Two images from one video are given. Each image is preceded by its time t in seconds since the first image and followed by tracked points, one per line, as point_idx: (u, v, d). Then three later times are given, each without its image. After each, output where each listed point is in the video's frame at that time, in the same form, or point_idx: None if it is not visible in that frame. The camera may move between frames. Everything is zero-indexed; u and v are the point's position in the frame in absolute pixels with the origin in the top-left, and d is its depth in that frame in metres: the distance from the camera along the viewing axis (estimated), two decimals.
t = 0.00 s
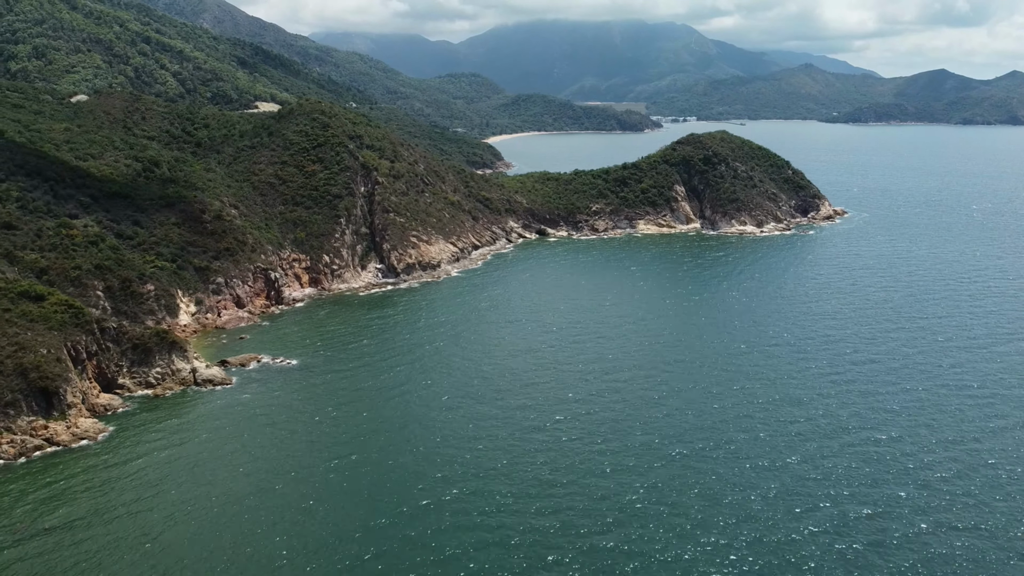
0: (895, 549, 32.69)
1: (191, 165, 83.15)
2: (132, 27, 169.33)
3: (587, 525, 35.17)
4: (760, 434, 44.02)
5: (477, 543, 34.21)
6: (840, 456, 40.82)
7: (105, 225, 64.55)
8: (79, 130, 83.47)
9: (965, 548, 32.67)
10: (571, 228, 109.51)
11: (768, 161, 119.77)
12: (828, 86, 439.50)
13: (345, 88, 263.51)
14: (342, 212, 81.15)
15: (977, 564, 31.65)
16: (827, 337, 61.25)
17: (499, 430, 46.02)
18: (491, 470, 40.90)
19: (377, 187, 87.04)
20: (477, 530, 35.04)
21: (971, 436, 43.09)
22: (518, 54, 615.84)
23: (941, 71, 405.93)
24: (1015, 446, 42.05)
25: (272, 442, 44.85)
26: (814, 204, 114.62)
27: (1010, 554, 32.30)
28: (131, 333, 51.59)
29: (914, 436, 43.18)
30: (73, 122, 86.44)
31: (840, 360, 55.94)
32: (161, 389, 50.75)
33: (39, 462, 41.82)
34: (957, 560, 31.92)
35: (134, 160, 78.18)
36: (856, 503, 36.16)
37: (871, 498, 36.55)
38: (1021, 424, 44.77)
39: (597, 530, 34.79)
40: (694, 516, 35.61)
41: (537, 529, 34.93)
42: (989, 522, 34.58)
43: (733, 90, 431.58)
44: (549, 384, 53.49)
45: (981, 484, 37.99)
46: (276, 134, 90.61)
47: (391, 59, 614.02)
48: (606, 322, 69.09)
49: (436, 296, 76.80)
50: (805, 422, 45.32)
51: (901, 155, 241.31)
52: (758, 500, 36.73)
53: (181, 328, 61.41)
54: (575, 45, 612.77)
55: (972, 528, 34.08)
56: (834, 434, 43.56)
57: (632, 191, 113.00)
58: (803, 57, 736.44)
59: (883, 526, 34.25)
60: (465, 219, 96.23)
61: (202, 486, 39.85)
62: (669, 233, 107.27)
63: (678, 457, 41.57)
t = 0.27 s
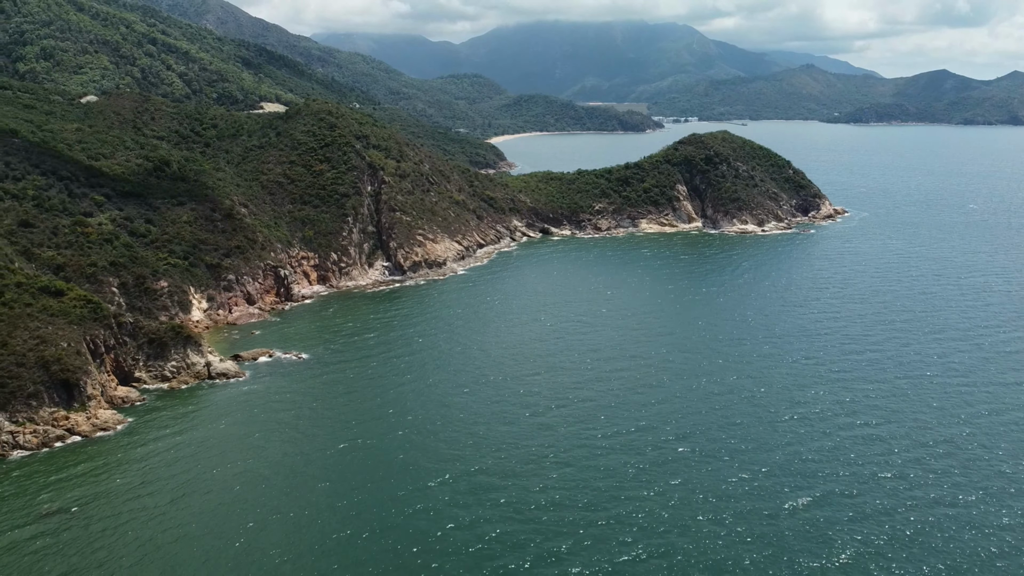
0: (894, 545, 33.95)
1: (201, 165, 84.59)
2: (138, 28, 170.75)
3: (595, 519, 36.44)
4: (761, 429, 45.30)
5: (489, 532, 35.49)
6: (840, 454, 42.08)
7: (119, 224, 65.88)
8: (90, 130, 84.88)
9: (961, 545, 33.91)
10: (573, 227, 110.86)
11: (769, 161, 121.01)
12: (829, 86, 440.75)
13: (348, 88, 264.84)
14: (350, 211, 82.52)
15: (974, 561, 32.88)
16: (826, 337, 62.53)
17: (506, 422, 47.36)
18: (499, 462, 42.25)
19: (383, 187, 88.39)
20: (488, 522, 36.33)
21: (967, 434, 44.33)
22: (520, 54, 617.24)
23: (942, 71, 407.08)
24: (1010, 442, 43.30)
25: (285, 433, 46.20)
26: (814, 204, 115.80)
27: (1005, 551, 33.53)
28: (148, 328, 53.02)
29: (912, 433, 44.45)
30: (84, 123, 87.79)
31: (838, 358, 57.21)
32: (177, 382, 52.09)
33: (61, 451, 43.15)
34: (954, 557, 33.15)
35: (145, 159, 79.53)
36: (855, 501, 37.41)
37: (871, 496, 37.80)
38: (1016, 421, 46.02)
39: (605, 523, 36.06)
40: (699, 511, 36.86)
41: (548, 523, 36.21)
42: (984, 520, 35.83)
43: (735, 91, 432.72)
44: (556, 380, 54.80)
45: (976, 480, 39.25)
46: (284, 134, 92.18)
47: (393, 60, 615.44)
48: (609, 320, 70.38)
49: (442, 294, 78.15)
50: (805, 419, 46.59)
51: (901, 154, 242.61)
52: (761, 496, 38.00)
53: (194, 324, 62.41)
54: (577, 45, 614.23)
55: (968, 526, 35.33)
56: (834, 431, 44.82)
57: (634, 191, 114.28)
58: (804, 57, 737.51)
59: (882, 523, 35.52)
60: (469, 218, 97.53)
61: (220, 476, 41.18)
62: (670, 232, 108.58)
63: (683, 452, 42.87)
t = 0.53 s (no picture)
0: (894, 524, 34.98)
1: (210, 164, 85.93)
2: (144, 29, 172.20)
3: (603, 502, 37.61)
4: (763, 420, 46.46)
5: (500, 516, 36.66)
6: (841, 442, 43.19)
7: (132, 222, 67.11)
8: (101, 130, 86.24)
9: (960, 524, 34.93)
10: (576, 226, 112.11)
11: (770, 161, 122.25)
12: (831, 87, 441.92)
13: (351, 88, 266.25)
14: (357, 210, 83.85)
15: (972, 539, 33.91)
16: (826, 333, 63.76)
17: (513, 414, 48.65)
18: (507, 451, 43.49)
19: (390, 186, 89.69)
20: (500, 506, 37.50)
21: (965, 423, 45.46)
22: (521, 55, 618.69)
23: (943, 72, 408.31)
24: (1006, 431, 44.42)
25: (298, 425, 47.42)
26: (815, 203, 116.98)
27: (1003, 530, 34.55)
28: (163, 323, 54.38)
29: (910, 423, 45.57)
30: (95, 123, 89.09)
31: (838, 354, 58.44)
32: (191, 375, 53.43)
33: (81, 441, 44.46)
34: (952, 534, 34.18)
35: (156, 158, 80.76)
36: (856, 485, 38.46)
37: (871, 480, 38.87)
38: (1012, 412, 47.15)
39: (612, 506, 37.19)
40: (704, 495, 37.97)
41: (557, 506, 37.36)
42: (981, 502, 36.88)
43: (736, 91, 433.92)
44: (561, 375, 56.09)
45: (973, 466, 40.34)
46: (292, 134, 93.57)
47: (395, 60, 617.03)
48: (612, 316, 71.62)
49: (447, 291, 79.41)
50: (806, 410, 47.76)
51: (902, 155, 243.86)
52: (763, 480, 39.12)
53: (206, 319, 63.77)
54: (578, 46, 615.72)
55: (967, 506, 36.35)
56: (834, 422, 45.99)
57: (637, 190, 115.54)
58: (806, 58, 738.65)
59: (882, 505, 36.56)
60: (474, 217, 98.81)
61: (237, 465, 42.40)
62: (672, 231, 109.87)
63: (687, 441, 44.02)
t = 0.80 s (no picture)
0: (893, 518, 36.23)
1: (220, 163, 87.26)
2: (150, 30, 173.55)
3: (610, 494, 38.95)
4: (763, 416, 47.85)
5: (510, 506, 38.02)
6: (840, 437, 44.52)
7: (145, 220, 68.39)
8: (111, 130, 87.59)
9: (956, 518, 36.22)
10: (579, 226, 113.52)
11: (771, 160, 123.52)
12: (832, 87, 443.15)
13: (354, 89, 267.71)
14: (363, 209, 85.23)
15: (968, 532, 35.18)
16: (825, 330, 65.05)
17: (519, 408, 49.97)
18: (515, 443, 44.79)
19: (395, 185, 91.02)
20: (509, 497, 38.87)
21: (960, 420, 46.77)
22: (523, 56, 620.18)
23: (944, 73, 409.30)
24: (1000, 428, 45.72)
25: (311, 417, 48.78)
26: (815, 203, 118.22)
27: (997, 522, 35.86)
28: (177, 318, 55.78)
29: (908, 419, 46.92)
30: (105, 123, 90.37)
31: (837, 351, 59.71)
32: (205, 369, 54.79)
33: (102, 432, 45.84)
34: (948, 526, 35.48)
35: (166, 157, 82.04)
36: (856, 480, 39.77)
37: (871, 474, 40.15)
38: (1006, 408, 48.45)
39: (620, 499, 38.53)
40: (708, 488, 39.34)
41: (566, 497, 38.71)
42: (976, 496, 38.18)
43: (737, 91, 435.16)
44: (565, 370, 57.39)
45: (968, 460, 41.66)
46: (299, 134, 94.94)
47: (397, 61, 618.65)
48: (615, 314, 72.91)
49: (453, 289, 80.75)
50: (806, 407, 49.13)
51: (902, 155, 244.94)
52: (765, 474, 40.44)
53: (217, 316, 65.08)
54: (580, 47, 616.93)
55: (961, 498, 37.59)
56: (833, 418, 47.31)
57: (639, 190, 116.83)
58: (807, 58, 739.81)
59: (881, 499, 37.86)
60: (478, 216, 100.15)
61: (252, 455, 43.75)
62: (674, 230, 111.20)
63: (691, 435, 45.37)
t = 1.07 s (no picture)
0: (889, 501, 37.38)
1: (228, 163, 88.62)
2: (156, 31, 175.11)
3: (615, 480, 40.19)
4: (764, 407, 49.13)
5: (519, 492, 39.27)
6: (839, 427, 45.72)
7: (157, 218, 69.68)
8: (122, 130, 88.96)
9: (951, 502, 37.35)
10: (582, 224, 114.80)
11: (772, 160, 124.77)
12: (833, 87, 444.36)
13: (357, 89, 269.11)
14: (370, 207, 86.58)
15: (962, 514, 36.32)
16: (824, 326, 66.32)
17: (525, 400, 51.27)
18: (522, 434, 46.08)
19: (401, 184, 92.36)
20: (517, 484, 40.12)
21: (956, 410, 47.97)
22: (525, 56, 621.63)
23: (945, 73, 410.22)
24: (995, 417, 46.90)
25: (322, 408, 50.09)
26: (816, 201, 119.45)
27: (991, 505, 36.97)
28: (191, 313, 57.19)
29: (905, 410, 48.13)
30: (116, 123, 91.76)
31: (836, 345, 60.98)
32: (218, 362, 56.14)
33: (120, 422, 47.20)
34: (944, 509, 36.62)
35: (176, 156, 83.34)
36: (855, 467, 41.02)
37: (869, 461, 41.33)
38: (1002, 400, 49.64)
39: (625, 485, 39.74)
40: (709, 474, 40.55)
41: (573, 483, 39.94)
42: (970, 481, 39.35)
43: (739, 91, 436.30)
44: (570, 364, 58.67)
45: (963, 448, 42.85)
46: (307, 134, 96.30)
47: (399, 61, 620.18)
48: (618, 310, 74.18)
49: (459, 286, 82.03)
50: (806, 398, 50.40)
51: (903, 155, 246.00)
52: (765, 461, 41.66)
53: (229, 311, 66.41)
54: (581, 47, 618.29)
55: (956, 484, 38.80)
56: (832, 409, 48.57)
57: (641, 189, 118.10)
58: (807, 59, 740.99)
59: (878, 484, 39.03)
60: (483, 214, 101.45)
61: (266, 445, 45.00)
62: (676, 228, 112.51)
63: (693, 425, 46.60)
